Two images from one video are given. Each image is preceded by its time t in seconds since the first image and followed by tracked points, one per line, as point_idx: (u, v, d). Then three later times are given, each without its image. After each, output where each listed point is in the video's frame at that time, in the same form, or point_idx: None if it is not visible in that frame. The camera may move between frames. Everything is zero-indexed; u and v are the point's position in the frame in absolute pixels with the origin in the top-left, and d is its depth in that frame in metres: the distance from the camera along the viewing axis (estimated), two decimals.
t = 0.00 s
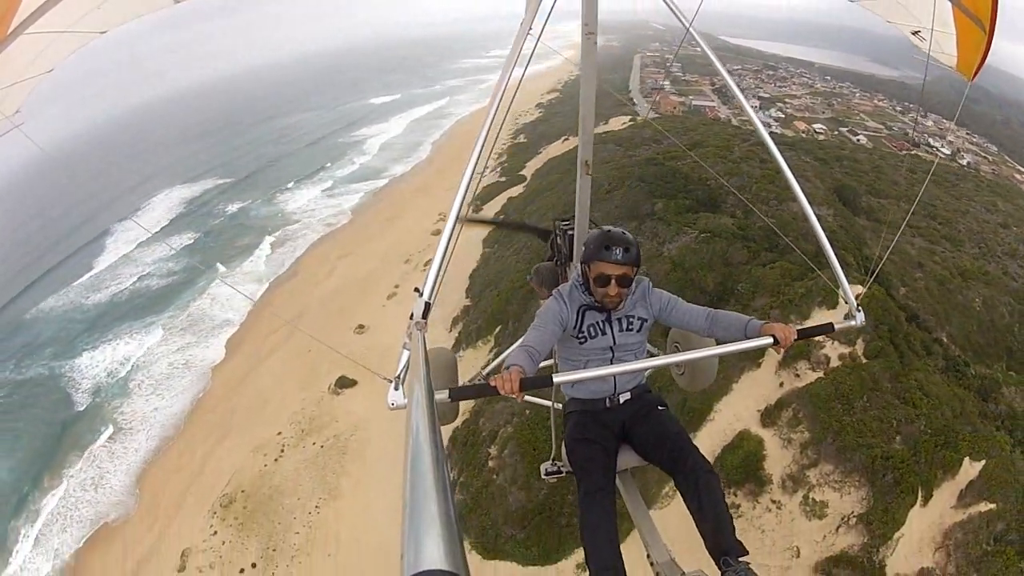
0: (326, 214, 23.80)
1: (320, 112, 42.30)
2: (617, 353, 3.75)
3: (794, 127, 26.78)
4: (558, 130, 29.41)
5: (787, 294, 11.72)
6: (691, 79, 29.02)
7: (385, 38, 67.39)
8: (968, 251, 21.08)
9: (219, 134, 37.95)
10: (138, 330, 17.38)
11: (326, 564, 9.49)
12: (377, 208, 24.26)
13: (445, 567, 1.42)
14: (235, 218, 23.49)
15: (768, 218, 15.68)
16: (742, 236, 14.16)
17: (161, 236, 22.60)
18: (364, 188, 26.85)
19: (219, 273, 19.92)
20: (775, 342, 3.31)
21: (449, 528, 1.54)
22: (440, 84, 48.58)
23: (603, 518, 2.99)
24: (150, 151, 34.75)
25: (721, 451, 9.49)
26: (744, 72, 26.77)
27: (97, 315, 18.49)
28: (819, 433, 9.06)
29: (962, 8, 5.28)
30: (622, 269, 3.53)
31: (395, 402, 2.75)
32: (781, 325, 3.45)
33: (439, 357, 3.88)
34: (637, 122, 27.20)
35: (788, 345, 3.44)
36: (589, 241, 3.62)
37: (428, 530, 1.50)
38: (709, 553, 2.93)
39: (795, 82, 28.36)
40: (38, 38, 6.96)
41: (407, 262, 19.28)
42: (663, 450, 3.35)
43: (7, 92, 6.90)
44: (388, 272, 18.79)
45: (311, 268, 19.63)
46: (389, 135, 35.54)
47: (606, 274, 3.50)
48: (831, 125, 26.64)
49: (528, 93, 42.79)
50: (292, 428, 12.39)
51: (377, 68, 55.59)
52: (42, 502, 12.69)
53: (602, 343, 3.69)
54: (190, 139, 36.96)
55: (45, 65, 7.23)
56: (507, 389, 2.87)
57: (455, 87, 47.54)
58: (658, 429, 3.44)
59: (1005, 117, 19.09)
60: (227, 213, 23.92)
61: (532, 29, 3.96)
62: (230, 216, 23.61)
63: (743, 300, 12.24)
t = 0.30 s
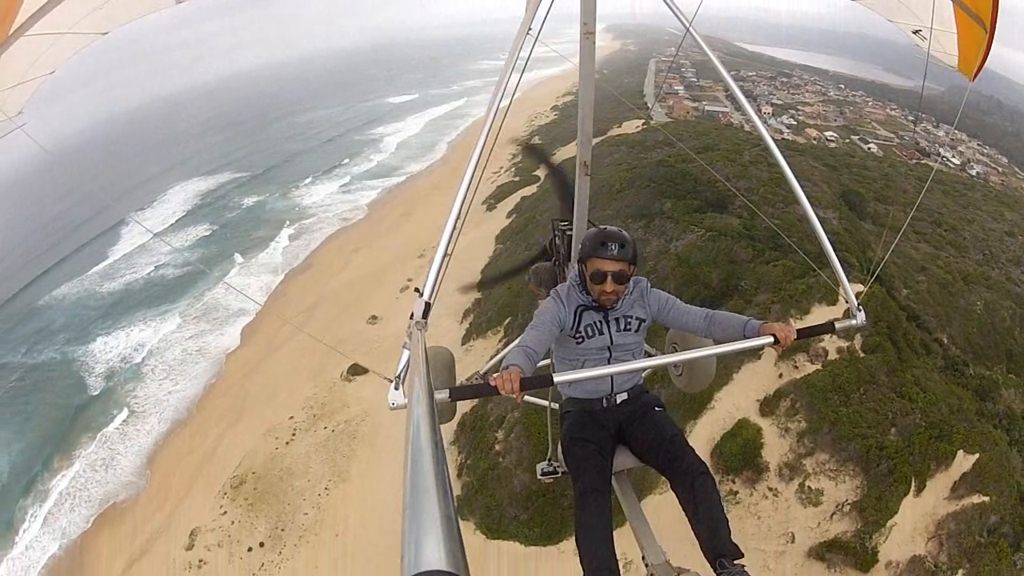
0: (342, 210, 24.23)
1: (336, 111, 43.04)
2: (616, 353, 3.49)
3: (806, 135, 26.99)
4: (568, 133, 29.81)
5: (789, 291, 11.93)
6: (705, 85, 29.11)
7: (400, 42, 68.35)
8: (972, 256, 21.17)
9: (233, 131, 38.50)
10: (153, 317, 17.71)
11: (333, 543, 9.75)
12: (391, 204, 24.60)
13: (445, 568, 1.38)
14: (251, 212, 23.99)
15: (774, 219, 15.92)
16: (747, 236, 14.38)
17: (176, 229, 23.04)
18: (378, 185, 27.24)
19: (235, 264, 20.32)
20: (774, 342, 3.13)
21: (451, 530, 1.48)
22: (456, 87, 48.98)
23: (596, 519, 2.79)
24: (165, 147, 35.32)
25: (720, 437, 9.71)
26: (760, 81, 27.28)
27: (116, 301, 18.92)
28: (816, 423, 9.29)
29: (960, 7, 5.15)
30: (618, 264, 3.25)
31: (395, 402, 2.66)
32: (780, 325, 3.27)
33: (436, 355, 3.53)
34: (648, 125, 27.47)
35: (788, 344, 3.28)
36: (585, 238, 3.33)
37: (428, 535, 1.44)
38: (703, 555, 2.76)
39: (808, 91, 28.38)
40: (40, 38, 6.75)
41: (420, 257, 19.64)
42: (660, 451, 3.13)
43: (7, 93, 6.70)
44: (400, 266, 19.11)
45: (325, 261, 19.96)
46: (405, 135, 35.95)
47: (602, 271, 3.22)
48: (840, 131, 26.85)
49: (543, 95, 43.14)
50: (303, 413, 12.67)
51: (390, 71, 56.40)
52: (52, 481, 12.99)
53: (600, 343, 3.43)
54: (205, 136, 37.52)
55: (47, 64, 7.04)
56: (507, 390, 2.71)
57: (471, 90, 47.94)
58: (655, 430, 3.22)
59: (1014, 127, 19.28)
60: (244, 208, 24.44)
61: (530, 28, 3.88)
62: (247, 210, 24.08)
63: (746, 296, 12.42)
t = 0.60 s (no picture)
0: (347, 206, 24.50)
1: (343, 110, 43.33)
2: (618, 353, 3.62)
3: (806, 139, 26.30)
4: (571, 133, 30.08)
5: (781, 285, 12.15)
6: (708, 91, 29.43)
7: (406, 43, 68.78)
8: (967, 259, 21.33)
9: (237, 129, 38.82)
10: (158, 308, 17.95)
11: (333, 525, 9.96)
12: (395, 201, 24.84)
13: (445, 568, 1.52)
14: (256, 208, 24.26)
15: (771, 218, 16.12)
16: (743, 233, 14.62)
17: (181, 223, 23.35)
18: (381, 183, 27.47)
19: (240, 257, 20.61)
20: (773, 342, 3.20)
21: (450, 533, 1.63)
22: (462, 88, 49.18)
23: (604, 518, 2.88)
24: (171, 144, 35.64)
25: (710, 424, 9.98)
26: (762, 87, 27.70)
27: (122, 292, 19.18)
28: (807, 411, 9.53)
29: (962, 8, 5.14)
30: (622, 264, 3.36)
31: (394, 400, 2.76)
32: (780, 325, 3.33)
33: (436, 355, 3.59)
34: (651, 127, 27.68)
35: (786, 344, 3.33)
36: (589, 237, 3.45)
37: (428, 537, 1.59)
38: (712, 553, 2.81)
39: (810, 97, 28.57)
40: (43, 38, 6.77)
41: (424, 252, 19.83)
42: (664, 450, 3.23)
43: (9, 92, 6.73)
44: (403, 260, 19.34)
45: (328, 255, 20.17)
46: (410, 134, 36.19)
47: (605, 270, 3.34)
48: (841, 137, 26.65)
49: (548, 97, 43.35)
50: (307, 401, 12.87)
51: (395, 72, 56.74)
52: (55, 465, 13.22)
53: (603, 343, 3.57)
54: (209, 133, 37.82)
55: (49, 63, 7.05)
56: (507, 389, 2.83)
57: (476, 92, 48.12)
58: (658, 429, 3.33)
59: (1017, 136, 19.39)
60: (249, 203, 24.74)
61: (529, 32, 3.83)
62: (252, 206, 24.33)
63: (739, 291, 12.67)
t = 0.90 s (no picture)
0: (346, 205, 24.79)
1: (343, 111, 43.61)
2: (623, 353, 3.62)
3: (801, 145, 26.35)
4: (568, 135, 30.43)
5: (769, 280, 12.43)
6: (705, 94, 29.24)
7: (406, 46, 69.21)
8: (957, 260, 21.59)
9: (237, 129, 39.12)
10: (159, 302, 18.17)
11: (330, 510, 10.25)
12: (394, 201, 25.12)
13: (449, 566, 1.65)
14: (257, 206, 24.54)
15: (761, 217, 16.42)
16: (732, 232, 14.95)
17: (181, 220, 23.64)
18: (380, 183, 27.74)
19: (242, 253, 20.88)
20: (775, 342, 3.22)
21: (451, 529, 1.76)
22: (461, 91, 49.59)
23: (613, 516, 2.92)
24: (171, 144, 35.92)
25: (699, 412, 10.29)
26: (758, 88, 27.48)
27: (122, 286, 19.43)
28: (793, 401, 9.80)
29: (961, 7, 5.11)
30: (628, 265, 3.38)
31: (395, 402, 2.60)
32: (782, 325, 3.35)
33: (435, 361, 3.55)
34: (648, 131, 27.94)
35: (788, 345, 3.34)
36: (594, 238, 3.47)
37: (428, 537, 1.71)
38: (724, 548, 2.88)
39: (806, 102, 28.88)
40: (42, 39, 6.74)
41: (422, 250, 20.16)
42: (672, 448, 3.24)
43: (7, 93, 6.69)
44: (401, 258, 19.63)
45: (327, 253, 20.42)
46: (410, 136, 36.53)
47: (612, 271, 3.37)
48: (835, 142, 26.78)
49: (546, 100, 43.73)
50: (305, 391, 13.13)
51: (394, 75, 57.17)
52: (55, 454, 13.44)
53: (608, 343, 3.57)
54: (208, 132, 38.10)
55: (48, 64, 7.02)
56: (507, 390, 2.80)
57: (475, 95, 48.52)
58: (665, 426, 3.35)
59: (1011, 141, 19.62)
60: (249, 202, 25.02)
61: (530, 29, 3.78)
62: (253, 205, 24.61)
63: (728, 287, 12.97)
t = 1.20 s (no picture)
0: (343, 210, 25.10)
1: (340, 118, 44.01)
2: (626, 352, 3.58)
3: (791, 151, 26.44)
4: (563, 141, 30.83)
5: (756, 279, 12.75)
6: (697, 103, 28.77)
7: (406, 53, 69.78)
8: (945, 262, 21.85)
9: (235, 135, 39.47)
10: (158, 303, 18.41)
11: (328, 501, 10.49)
12: (390, 207, 25.43)
13: (448, 562, 1.63)
14: (255, 211, 24.86)
15: (750, 219, 16.76)
16: (720, 234, 15.30)
17: (180, 223, 23.95)
18: (377, 189, 28.07)
19: (243, 255, 21.17)
20: (775, 342, 3.22)
21: (452, 531, 1.74)
22: (457, 100, 50.11)
23: (613, 512, 2.94)
24: (169, 149, 36.25)
25: (687, 404, 10.68)
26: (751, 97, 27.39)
27: (122, 287, 19.68)
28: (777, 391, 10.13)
29: None
30: (632, 266, 3.31)
31: (396, 400, 2.68)
32: (782, 325, 3.33)
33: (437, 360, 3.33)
34: (642, 138, 28.31)
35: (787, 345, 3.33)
36: (598, 238, 3.40)
37: (430, 538, 1.69)
38: (726, 545, 2.89)
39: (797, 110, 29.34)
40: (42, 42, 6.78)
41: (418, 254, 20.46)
42: (676, 446, 3.24)
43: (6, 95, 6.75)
44: (397, 261, 19.92)
45: (324, 257, 20.69)
46: (407, 143, 36.93)
47: (617, 271, 3.29)
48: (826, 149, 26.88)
49: (541, 109, 44.24)
50: (303, 388, 13.38)
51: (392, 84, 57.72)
52: (54, 450, 13.61)
53: (610, 342, 3.54)
54: (207, 137, 38.47)
55: (48, 65, 7.09)
56: (507, 389, 2.79)
57: (471, 103, 49.04)
58: (669, 426, 3.33)
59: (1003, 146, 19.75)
60: (247, 206, 25.36)
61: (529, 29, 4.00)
62: (251, 210, 24.94)
63: (716, 285, 13.28)
